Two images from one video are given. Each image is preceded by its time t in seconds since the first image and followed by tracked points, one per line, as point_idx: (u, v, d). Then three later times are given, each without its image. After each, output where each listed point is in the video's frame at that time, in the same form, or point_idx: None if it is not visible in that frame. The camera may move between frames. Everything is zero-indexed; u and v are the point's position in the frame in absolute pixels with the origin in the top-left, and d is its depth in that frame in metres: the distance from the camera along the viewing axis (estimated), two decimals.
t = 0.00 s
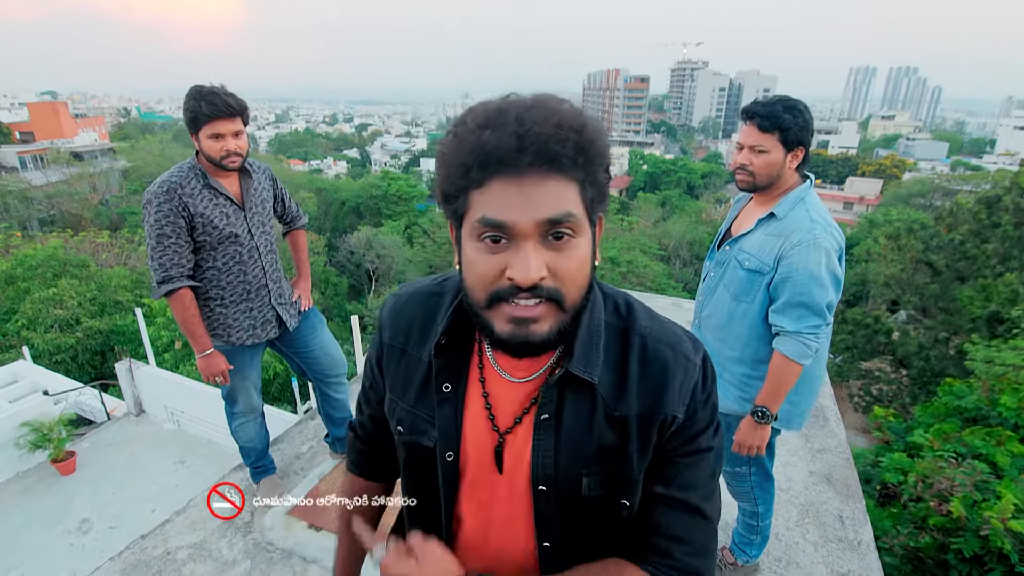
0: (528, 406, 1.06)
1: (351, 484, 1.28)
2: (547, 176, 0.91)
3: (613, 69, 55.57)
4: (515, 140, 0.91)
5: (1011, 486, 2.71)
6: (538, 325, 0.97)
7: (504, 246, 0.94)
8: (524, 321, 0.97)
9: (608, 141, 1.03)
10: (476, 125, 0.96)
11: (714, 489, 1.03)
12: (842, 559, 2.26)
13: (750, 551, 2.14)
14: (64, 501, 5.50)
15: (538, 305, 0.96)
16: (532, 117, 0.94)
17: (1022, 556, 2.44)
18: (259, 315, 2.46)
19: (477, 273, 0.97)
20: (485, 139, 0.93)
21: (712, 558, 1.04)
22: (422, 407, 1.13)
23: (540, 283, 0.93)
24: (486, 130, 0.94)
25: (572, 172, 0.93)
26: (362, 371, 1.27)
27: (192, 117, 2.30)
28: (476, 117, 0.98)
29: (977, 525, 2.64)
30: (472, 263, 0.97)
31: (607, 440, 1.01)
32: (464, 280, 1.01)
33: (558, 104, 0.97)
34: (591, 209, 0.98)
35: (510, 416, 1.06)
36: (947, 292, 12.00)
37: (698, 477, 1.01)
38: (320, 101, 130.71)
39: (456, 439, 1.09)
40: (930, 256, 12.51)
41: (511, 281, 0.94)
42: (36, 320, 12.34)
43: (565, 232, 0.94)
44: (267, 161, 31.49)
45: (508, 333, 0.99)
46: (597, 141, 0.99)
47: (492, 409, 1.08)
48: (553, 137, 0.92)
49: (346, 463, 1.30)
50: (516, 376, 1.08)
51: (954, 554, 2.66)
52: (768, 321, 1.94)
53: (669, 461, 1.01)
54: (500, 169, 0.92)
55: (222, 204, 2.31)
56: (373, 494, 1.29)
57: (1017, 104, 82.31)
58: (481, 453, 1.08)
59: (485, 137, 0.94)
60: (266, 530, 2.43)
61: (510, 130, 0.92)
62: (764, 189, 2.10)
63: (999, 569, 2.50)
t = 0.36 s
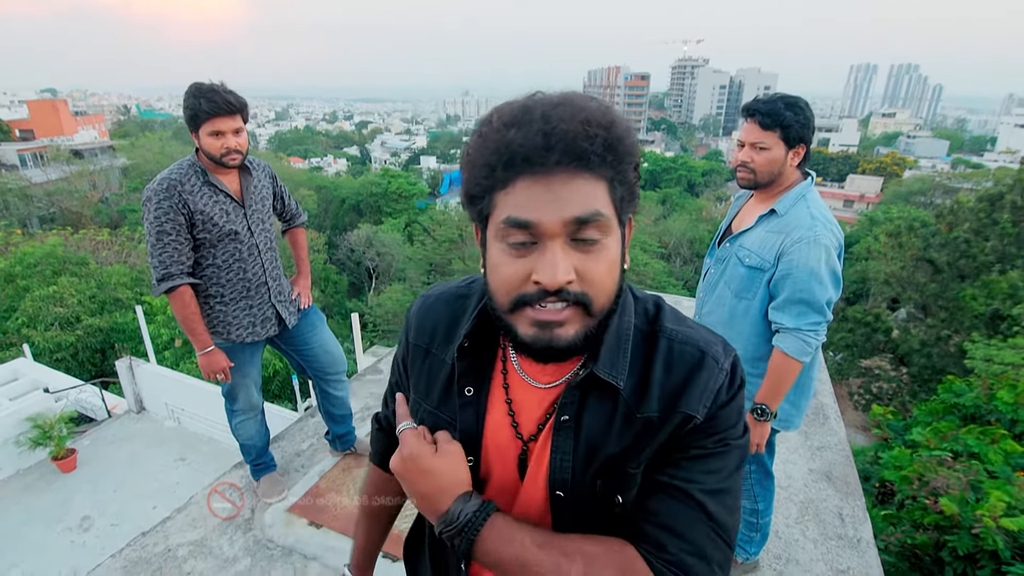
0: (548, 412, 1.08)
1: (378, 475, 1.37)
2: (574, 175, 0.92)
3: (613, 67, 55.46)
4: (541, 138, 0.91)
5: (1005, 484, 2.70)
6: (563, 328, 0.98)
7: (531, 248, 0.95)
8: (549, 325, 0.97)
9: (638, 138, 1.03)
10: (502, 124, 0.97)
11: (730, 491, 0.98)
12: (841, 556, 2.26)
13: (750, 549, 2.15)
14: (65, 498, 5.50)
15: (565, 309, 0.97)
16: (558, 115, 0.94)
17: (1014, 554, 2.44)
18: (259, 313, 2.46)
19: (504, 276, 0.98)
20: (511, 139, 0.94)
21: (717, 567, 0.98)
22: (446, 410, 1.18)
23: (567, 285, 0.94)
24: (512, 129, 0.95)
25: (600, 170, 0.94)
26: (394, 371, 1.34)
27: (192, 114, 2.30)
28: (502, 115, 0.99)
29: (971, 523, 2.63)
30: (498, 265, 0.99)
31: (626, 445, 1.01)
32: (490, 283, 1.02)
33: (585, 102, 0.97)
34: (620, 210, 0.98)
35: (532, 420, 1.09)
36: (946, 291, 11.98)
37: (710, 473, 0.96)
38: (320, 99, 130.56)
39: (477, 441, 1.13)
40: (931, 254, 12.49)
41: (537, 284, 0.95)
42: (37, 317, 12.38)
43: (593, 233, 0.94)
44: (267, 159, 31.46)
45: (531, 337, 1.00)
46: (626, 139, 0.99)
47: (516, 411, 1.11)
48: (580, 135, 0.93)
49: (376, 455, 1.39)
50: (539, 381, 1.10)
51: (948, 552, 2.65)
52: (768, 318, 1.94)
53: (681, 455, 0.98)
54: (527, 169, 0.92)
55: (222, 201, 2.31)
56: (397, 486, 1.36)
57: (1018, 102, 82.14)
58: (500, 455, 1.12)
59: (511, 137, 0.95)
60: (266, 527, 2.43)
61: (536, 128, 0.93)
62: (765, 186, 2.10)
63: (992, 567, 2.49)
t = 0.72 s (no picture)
0: (561, 425, 1.09)
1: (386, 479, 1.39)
2: (585, 187, 0.92)
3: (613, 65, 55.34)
4: (550, 148, 0.91)
5: (1004, 480, 2.69)
6: (576, 345, 0.97)
7: (541, 261, 0.95)
8: (561, 341, 0.97)
9: (652, 146, 1.02)
10: (510, 134, 0.97)
11: (748, 506, 0.97)
12: (841, 554, 2.26)
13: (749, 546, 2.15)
14: (66, 495, 5.50)
15: (577, 325, 0.96)
16: (569, 124, 0.94)
17: (1012, 550, 2.42)
18: (259, 311, 2.46)
19: (514, 290, 0.97)
20: (519, 150, 0.94)
21: None
22: (455, 420, 1.19)
23: (579, 300, 0.94)
24: (520, 140, 0.95)
25: (612, 180, 0.93)
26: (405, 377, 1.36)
27: (191, 112, 2.30)
28: (510, 125, 0.99)
29: (969, 519, 2.63)
30: (509, 279, 0.98)
31: (639, 461, 1.01)
32: (501, 297, 1.02)
33: (598, 111, 0.97)
34: (634, 220, 0.98)
35: (545, 432, 1.09)
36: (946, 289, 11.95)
37: (725, 490, 0.96)
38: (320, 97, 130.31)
39: (488, 455, 1.14)
40: (932, 251, 12.44)
41: (548, 300, 0.94)
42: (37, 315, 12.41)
43: (606, 247, 0.94)
44: (267, 157, 31.46)
45: (543, 353, 0.98)
46: (639, 145, 0.98)
47: (528, 423, 1.11)
48: (592, 145, 0.92)
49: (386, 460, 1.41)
50: (552, 393, 1.10)
51: (946, 548, 2.64)
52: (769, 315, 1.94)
53: (695, 469, 0.98)
54: (536, 181, 0.92)
55: (221, 199, 2.31)
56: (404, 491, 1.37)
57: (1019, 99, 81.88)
58: (512, 469, 1.12)
59: (519, 148, 0.94)
60: (267, 525, 2.44)
61: (545, 138, 0.93)
62: (766, 183, 2.10)
63: (990, 563, 2.47)
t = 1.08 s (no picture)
0: (554, 426, 1.07)
1: (359, 503, 1.33)
2: (574, 170, 0.91)
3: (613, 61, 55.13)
4: (538, 129, 0.91)
5: (1003, 473, 2.69)
6: (566, 337, 0.97)
7: (528, 248, 0.94)
8: (553, 334, 0.96)
9: (640, 129, 1.02)
10: (495, 116, 0.97)
11: (745, 491, 1.00)
12: (840, 550, 2.27)
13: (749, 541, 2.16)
14: (67, 491, 5.51)
15: (567, 316, 0.95)
16: (554, 106, 0.94)
17: (1013, 542, 2.43)
18: (259, 307, 2.46)
19: (502, 279, 0.96)
20: (505, 130, 0.93)
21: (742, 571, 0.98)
22: (439, 431, 1.16)
23: (569, 290, 0.93)
24: (505, 121, 0.94)
25: (601, 163, 0.93)
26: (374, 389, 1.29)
27: (190, 108, 2.29)
28: (493, 107, 0.99)
29: (968, 510, 2.63)
30: (496, 269, 0.98)
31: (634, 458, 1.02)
32: (488, 287, 1.01)
33: (584, 94, 0.97)
34: (623, 204, 0.98)
35: (536, 435, 1.08)
36: (946, 286, 11.93)
37: (722, 477, 0.98)
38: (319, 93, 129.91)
39: (477, 466, 1.11)
40: (933, 248, 12.41)
41: (538, 289, 0.93)
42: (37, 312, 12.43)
43: (595, 231, 0.94)
44: (267, 153, 31.41)
45: (535, 347, 0.98)
46: (628, 128, 0.99)
47: (517, 426, 1.09)
48: (580, 126, 0.92)
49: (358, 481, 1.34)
50: (540, 394, 1.09)
51: (945, 539, 2.65)
52: (771, 311, 1.94)
53: (693, 460, 0.99)
54: (523, 163, 0.91)
55: (221, 195, 2.31)
56: (382, 512, 1.33)
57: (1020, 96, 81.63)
58: (502, 478, 1.10)
59: (505, 129, 0.94)
60: (268, 520, 2.44)
61: (530, 120, 0.92)
62: (767, 179, 2.09)
63: (989, 555, 2.48)
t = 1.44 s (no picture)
0: (522, 431, 1.07)
1: (309, 535, 1.22)
2: (530, 168, 0.90)
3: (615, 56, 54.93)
4: (493, 124, 0.89)
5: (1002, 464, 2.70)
6: (527, 342, 0.96)
7: (485, 249, 0.93)
8: (512, 338, 0.95)
9: (595, 126, 1.03)
10: (447, 110, 0.95)
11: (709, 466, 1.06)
12: (839, 545, 2.27)
13: (749, 537, 2.16)
14: (69, 487, 5.53)
15: (526, 318, 0.95)
16: (510, 101, 0.92)
17: (1010, 529, 2.44)
18: (259, 304, 2.46)
19: (458, 281, 0.95)
20: (458, 126, 0.91)
21: (715, 542, 1.05)
22: (400, 450, 1.10)
23: (529, 291, 0.93)
24: (459, 116, 0.92)
25: (558, 160, 0.93)
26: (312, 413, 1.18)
27: (190, 103, 2.29)
28: (446, 101, 0.97)
29: (967, 499, 2.64)
30: (451, 274, 0.95)
31: (604, 456, 1.05)
32: (442, 290, 0.98)
33: (539, 89, 0.97)
34: (579, 203, 0.98)
35: (504, 443, 1.06)
36: (947, 282, 11.92)
37: (686, 458, 1.04)
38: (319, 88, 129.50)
39: (444, 483, 1.08)
40: (934, 245, 12.39)
41: (495, 290, 0.92)
42: (38, 308, 12.46)
43: (553, 231, 0.93)
44: (267, 148, 31.33)
45: (494, 353, 0.96)
46: (582, 123, 0.99)
47: (483, 434, 1.08)
48: (537, 122, 0.91)
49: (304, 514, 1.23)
50: (506, 400, 1.07)
51: (944, 528, 2.66)
52: (771, 308, 1.94)
53: (660, 447, 1.04)
54: (478, 160, 0.90)
55: (221, 191, 2.30)
56: (333, 544, 1.23)
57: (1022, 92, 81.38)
58: (473, 491, 1.07)
59: (458, 125, 0.92)
60: (268, 516, 2.45)
61: (485, 115, 0.91)
62: (769, 175, 2.08)
63: (987, 542, 2.49)
